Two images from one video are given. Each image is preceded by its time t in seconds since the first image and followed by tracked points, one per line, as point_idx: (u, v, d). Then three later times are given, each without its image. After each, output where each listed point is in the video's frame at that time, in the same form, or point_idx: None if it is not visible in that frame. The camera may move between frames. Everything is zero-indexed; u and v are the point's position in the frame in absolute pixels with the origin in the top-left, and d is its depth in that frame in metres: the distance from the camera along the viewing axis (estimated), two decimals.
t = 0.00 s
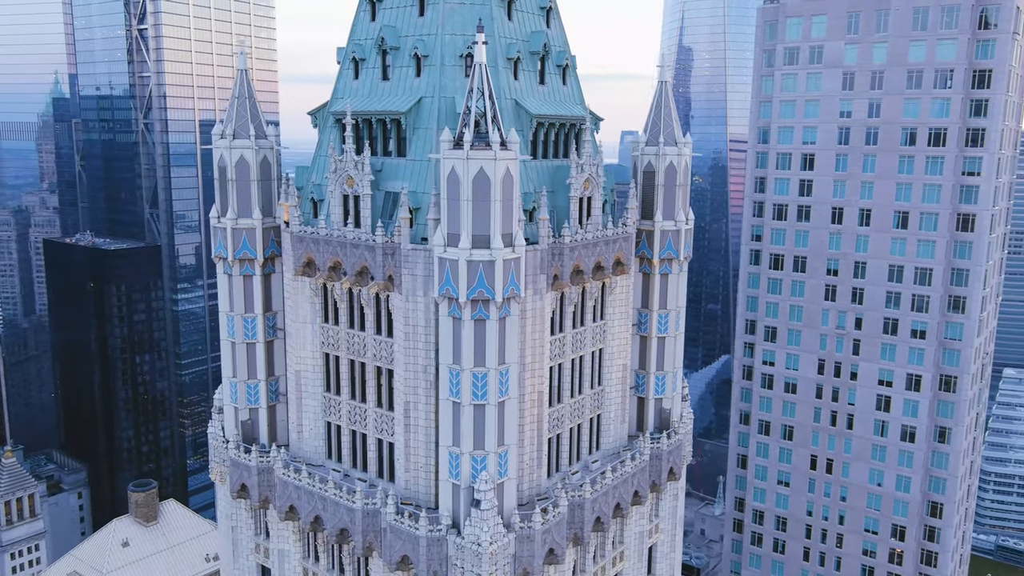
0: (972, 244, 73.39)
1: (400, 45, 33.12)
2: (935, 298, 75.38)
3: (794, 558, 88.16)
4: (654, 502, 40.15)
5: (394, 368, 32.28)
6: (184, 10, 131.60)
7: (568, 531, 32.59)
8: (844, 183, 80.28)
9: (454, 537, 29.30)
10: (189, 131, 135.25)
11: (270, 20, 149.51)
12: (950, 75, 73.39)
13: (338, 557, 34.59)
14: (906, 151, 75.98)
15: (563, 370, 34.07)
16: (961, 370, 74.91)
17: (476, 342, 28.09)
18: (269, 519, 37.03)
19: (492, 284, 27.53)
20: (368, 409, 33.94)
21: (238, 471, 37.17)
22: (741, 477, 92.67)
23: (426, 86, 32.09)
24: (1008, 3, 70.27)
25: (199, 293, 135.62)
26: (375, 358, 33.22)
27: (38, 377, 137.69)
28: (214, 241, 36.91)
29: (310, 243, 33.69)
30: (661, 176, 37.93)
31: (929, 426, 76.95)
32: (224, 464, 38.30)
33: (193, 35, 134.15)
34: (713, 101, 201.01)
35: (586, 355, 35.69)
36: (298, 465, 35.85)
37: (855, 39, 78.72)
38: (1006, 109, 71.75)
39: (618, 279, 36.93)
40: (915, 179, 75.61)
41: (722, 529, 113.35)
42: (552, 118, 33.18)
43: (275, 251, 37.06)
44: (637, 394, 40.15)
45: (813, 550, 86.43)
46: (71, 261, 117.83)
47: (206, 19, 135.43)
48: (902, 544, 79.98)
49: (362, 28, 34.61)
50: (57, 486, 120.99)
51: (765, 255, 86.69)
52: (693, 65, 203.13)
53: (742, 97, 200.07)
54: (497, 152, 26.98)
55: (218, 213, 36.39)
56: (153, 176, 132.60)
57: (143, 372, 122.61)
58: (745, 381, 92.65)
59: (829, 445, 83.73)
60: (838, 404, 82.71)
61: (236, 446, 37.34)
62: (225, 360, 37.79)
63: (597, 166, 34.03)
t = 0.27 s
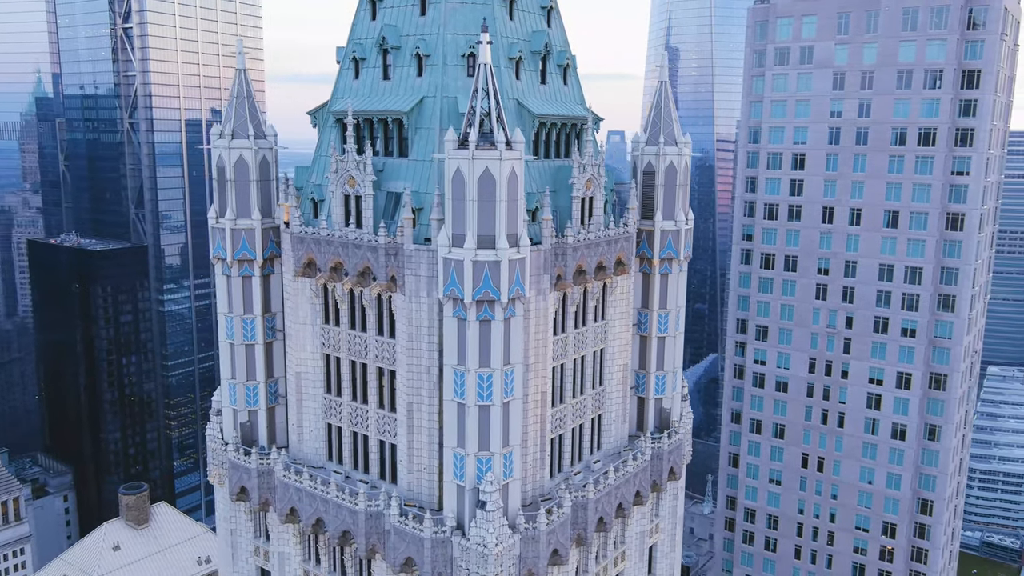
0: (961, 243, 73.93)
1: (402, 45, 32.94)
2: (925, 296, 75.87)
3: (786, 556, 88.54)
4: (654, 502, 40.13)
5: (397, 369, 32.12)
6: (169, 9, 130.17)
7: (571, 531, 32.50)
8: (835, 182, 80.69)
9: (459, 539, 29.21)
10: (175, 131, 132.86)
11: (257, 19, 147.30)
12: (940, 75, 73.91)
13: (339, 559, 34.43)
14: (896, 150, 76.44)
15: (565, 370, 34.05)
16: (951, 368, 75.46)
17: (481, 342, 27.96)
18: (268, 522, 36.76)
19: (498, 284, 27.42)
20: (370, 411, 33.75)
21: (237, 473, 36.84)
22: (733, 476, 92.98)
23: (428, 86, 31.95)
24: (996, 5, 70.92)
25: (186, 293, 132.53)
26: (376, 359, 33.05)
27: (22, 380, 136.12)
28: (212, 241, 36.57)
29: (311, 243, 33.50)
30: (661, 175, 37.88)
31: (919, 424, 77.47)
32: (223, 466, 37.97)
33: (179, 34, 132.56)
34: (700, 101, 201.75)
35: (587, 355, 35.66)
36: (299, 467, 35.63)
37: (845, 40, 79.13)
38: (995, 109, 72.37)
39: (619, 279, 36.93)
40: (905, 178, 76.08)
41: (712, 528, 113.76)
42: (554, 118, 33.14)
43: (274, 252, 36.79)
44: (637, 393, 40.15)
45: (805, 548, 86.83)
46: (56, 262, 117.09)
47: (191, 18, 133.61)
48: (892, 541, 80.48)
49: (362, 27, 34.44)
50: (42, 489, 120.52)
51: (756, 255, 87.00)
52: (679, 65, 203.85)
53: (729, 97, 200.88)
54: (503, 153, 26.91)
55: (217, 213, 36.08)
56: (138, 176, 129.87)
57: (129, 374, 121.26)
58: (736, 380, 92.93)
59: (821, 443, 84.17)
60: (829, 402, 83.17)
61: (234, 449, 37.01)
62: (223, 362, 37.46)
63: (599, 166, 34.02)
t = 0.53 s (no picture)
0: (950, 242, 74.47)
1: (403, 44, 32.79)
2: (915, 295, 76.37)
3: (777, 554, 88.92)
4: (655, 502, 40.11)
5: (400, 371, 31.96)
6: (154, 8, 127.65)
7: (575, 532, 32.44)
8: (826, 182, 81.10)
9: (464, 540, 29.13)
10: (161, 131, 129.60)
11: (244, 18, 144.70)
12: (929, 76, 74.34)
13: (342, 563, 34.27)
14: (887, 150, 76.90)
15: (568, 370, 34.02)
16: (942, 366, 76.01)
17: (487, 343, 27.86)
18: (268, 525, 36.50)
19: (504, 284, 27.32)
20: (372, 412, 33.59)
21: (237, 476, 36.54)
22: (725, 475, 93.27)
23: (430, 85, 31.82)
24: (984, 6, 71.48)
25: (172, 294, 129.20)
26: (379, 360, 32.88)
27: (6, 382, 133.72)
28: (211, 242, 36.27)
29: (313, 244, 33.30)
30: (661, 175, 37.86)
31: (909, 421, 77.99)
32: (222, 469, 37.68)
33: (165, 32, 130.25)
34: (687, 101, 202.18)
35: (589, 355, 35.63)
36: (300, 469, 35.40)
37: (836, 40, 79.49)
38: (983, 109, 72.92)
39: (621, 279, 36.92)
40: (895, 178, 76.53)
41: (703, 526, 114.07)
42: (557, 118, 33.10)
43: (274, 253, 36.53)
44: (637, 393, 40.16)
45: (796, 546, 87.26)
46: (40, 264, 116.19)
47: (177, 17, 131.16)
48: (883, 539, 81.00)
49: (363, 27, 34.25)
50: (27, 493, 120.46)
51: (747, 254, 87.28)
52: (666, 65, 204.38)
53: (716, 97, 201.41)
54: (509, 153, 26.84)
55: (216, 213, 35.78)
56: (124, 176, 126.56)
57: (115, 376, 119.98)
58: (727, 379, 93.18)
59: (812, 442, 84.59)
60: (820, 400, 83.61)
61: (234, 451, 36.72)
62: (222, 364, 37.15)
63: (602, 166, 34.00)
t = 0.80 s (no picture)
0: (940, 241, 74.99)
1: (405, 44, 32.65)
2: (906, 294, 76.87)
3: (769, 552, 89.29)
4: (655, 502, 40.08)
5: (403, 372, 31.80)
6: (139, 7, 124.27)
7: (579, 533, 32.36)
8: (816, 181, 81.49)
9: (470, 542, 29.00)
10: (146, 130, 126.62)
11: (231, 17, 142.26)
12: (919, 76, 74.82)
13: (344, 565, 34.05)
14: (877, 150, 77.35)
15: (571, 370, 33.97)
16: (932, 365, 76.59)
17: (493, 344, 27.76)
18: (269, 527, 36.20)
19: (510, 285, 27.23)
20: (375, 414, 33.40)
21: (237, 479, 36.24)
22: (716, 473, 93.50)
23: (432, 85, 31.68)
24: (973, 7, 71.99)
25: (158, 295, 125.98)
26: (381, 362, 32.70)
27: None
28: (210, 243, 35.93)
29: (314, 245, 33.09)
30: (662, 175, 37.89)
31: (900, 419, 78.50)
32: (221, 472, 37.33)
33: (150, 32, 127.31)
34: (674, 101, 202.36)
35: (591, 355, 35.60)
36: (301, 471, 35.13)
37: (826, 40, 79.89)
38: (972, 109, 73.48)
39: (622, 279, 36.90)
40: (885, 178, 76.99)
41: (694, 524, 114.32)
42: (559, 118, 33.07)
43: (274, 254, 36.24)
44: (637, 393, 40.18)
45: (788, 544, 87.68)
46: (25, 265, 115.41)
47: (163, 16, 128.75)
48: (874, 536, 81.51)
49: (364, 26, 34.07)
50: (12, 497, 120.38)
51: (738, 254, 87.53)
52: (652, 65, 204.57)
53: (702, 97, 202.06)
54: (515, 153, 26.78)
55: (215, 214, 35.48)
56: (109, 176, 123.39)
57: (101, 378, 118.86)
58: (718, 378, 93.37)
59: (803, 440, 84.99)
60: (811, 399, 84.04)
61: (234, 453, 36.39)
62: (221, 365, 36.81)
63: (604, 166, 33.99)
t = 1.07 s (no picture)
0: (930, 240, 75.44)
1: (407, 43, 32.48)
2: (896, 293, 77.29)
3: (761, 550, 89.68)
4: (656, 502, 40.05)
5: (406, 373, 31.62)
6: (124, 5, 122.88)
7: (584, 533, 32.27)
8: (807, 181, 81.84)
9: (476, 543, 28.87)
10: (131, 130, 125.31)
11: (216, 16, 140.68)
12: (909, 77, 75.25)
13: (347, 567, 33.86)
14: (867, 150, 77.77)
15: (574, 371, 33.92)
16: (922, 363, 77.06)
17: (499, 345, 27.63)
18: (270, 530, 35.91)
19: (517, 285, 27.13)
20: (377, 415, 33.24)
21: (237, 481, 35.93)
22: (708, 472, 93.80)
23: (435, 85, 31.52)
24: (961, 8, 72.44)
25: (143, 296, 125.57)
26: (384, 363, 32.54)
27: None
28: (209, 244, 35.63)
29: (316, 245, 32.85)
30: (662, 175, 37.93)
31: (890, 418, 78.96)
32: (220, 475, 37.01)
33: (135, 32, 125.60)
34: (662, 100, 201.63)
35: (594, 355, 35.53)
36: (302, 474, 34.87)
37: (817, 40, 80.29)
38: (961, 109, 73.99)
39: (624, 279, 36.89)
40: (876, 177, 77.40)
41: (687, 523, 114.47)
42: (562, 117, 32.99)
43: (274, 255, 35.96)
44: (638, 393, 40.19)
45: (779, 542, 88.10)
46: (10, 267, 114.08)
47: (148, 14, 127.17)
48: (865, 534, 81.98)
49: (365, 26, 33.88)
50: None
51: (729, 253, 87.84)
52: (639, 65, 205.11)
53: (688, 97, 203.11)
54: (521, 153, 26.69)
55: (214, 214, 35.16)
56: (94, 176, 122.52)
57: (87, 380, 117.72)
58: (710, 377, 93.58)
59: (795, 439, 85.41)
60: (802, 398, 84.45)
61: (233, 456, 36.08)
62: (221, 367, 36.47)
63: (606, 166, 33.92)
